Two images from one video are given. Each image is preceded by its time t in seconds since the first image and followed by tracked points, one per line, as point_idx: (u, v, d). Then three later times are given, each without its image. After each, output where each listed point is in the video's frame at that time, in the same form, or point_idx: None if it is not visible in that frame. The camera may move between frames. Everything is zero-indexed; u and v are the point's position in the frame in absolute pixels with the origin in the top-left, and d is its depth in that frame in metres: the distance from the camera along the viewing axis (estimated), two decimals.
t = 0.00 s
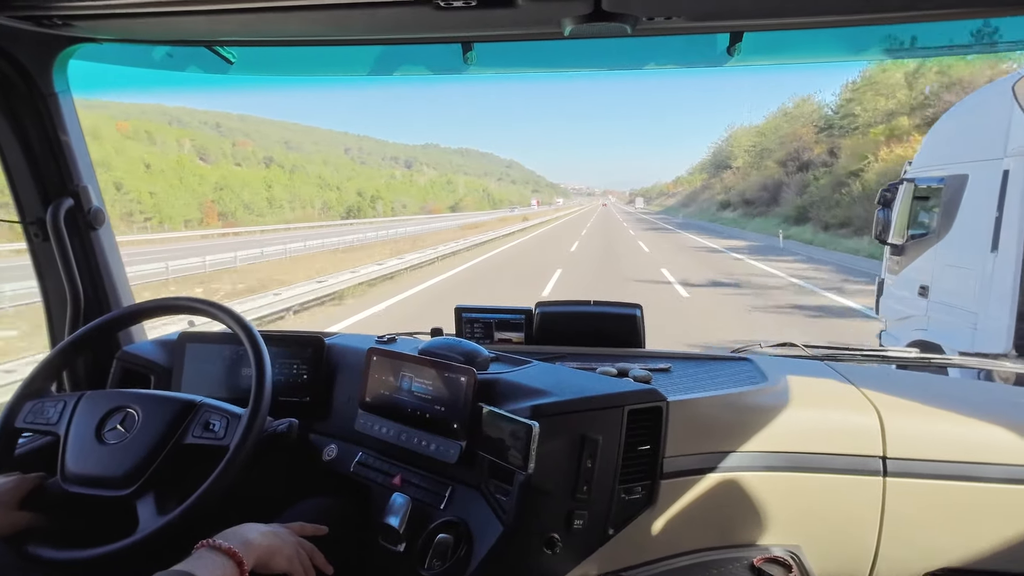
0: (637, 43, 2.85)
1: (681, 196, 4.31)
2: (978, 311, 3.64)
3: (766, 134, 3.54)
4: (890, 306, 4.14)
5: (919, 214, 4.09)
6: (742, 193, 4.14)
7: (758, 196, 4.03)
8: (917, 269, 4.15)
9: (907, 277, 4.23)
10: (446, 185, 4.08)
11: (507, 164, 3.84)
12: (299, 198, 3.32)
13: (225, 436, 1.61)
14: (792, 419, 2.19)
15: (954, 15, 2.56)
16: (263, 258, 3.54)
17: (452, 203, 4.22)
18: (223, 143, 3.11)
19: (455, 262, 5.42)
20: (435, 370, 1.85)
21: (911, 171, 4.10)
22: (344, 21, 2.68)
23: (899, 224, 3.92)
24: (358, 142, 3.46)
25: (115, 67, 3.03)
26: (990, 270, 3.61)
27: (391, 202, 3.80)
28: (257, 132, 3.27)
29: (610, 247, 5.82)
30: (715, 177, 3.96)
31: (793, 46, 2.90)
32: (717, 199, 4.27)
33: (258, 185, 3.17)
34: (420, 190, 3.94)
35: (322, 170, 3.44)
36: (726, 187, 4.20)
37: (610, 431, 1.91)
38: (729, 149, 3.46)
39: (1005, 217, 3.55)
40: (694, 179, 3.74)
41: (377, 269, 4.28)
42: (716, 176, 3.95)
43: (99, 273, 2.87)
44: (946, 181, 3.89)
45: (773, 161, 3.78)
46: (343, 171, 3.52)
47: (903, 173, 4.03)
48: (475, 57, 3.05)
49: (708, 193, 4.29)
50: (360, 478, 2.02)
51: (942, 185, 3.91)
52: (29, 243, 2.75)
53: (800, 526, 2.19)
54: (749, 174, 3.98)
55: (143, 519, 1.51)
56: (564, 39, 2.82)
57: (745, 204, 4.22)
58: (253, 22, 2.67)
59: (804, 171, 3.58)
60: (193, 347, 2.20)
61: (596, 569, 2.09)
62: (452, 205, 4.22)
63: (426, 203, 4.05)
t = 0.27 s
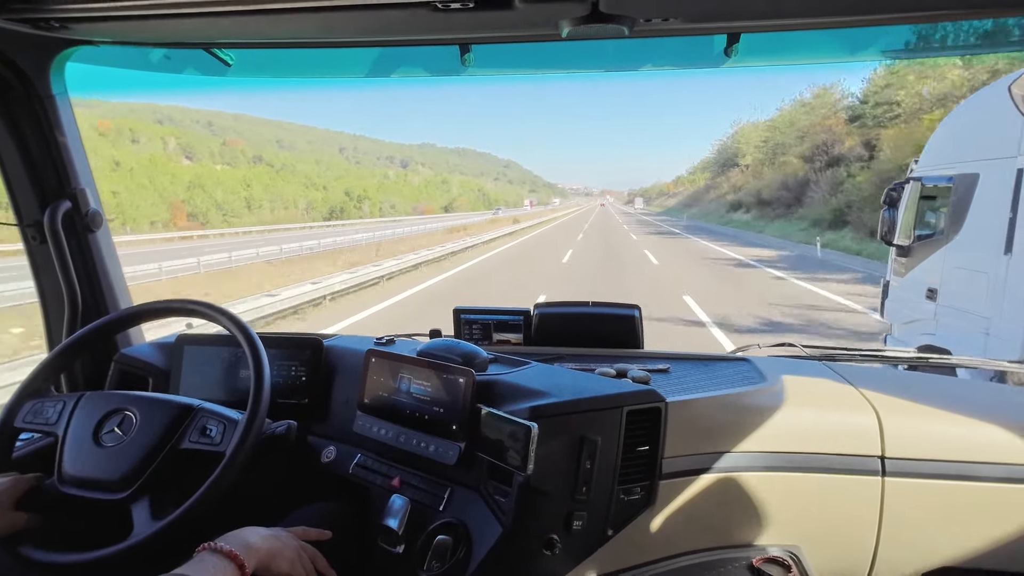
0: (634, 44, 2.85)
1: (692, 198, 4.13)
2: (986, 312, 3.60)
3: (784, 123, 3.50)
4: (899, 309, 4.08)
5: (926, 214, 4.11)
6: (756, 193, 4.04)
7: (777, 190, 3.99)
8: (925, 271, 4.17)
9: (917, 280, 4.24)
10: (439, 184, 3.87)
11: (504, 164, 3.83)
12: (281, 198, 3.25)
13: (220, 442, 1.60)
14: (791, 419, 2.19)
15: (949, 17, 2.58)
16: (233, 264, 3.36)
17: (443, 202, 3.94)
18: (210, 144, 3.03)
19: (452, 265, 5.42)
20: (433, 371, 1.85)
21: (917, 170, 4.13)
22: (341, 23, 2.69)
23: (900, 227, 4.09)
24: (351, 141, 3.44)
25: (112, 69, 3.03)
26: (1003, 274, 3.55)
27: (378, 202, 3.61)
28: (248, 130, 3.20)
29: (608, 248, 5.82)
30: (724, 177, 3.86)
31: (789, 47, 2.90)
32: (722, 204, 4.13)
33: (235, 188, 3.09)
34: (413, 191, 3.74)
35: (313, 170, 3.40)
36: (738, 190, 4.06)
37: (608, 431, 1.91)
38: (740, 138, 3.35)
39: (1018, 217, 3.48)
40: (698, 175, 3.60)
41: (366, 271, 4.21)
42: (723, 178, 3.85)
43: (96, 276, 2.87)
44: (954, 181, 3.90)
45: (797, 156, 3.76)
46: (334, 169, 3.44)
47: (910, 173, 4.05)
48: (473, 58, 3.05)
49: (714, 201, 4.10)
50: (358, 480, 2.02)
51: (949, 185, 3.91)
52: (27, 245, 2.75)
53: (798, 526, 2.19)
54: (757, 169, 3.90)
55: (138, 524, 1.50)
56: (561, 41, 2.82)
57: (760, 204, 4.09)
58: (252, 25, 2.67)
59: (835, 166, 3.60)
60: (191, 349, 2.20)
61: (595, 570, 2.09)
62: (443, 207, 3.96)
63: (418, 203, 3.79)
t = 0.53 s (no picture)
0: (633, 44, 2.85)
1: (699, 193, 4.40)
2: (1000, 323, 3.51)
3: (801, 126, 3.66)
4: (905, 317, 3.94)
5: (934, 219, 3.98)
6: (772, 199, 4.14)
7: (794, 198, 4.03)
8: (930, 277, 4.03)
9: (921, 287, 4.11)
10: (436, 186, 4.16)
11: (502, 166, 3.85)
12: (263, 197, 3.20)
13: (219, 441, 1.60)
14: (789, 419, 2.19)
15: (948, 17, 2.58)
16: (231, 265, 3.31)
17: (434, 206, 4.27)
18: (197, 140, 3.02)
19: (451, 264, 5.43)
20: (431, 371, 1.85)
21: (924, 173, 4.08)
22: (340, 22, 2.68)
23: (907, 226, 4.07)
24: (347, 142, 3.48)
25: (111, 68, 3.02)
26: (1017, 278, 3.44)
27: (365, 202, 3.75)
28: (242, 134, 3.23)
29: (606, 249, 5.83)
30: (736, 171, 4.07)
31: (788, 47, 2.91)
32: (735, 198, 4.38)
33: (208, 188, 2.97)
34: (406, 191, 3.98)
35: (305, 170, 3.44)
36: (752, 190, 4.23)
37: (607, 431, 1.91)
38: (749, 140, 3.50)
39: None
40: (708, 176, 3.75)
41: (369, 271, 4.19)
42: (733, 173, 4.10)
43: (95, 275, 2.87)
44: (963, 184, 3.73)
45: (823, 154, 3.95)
46: (330, 171, 3.54)
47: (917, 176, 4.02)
48: (473, 57, 3.05)
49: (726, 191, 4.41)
50: (357, 479, 2.02)
51: (959, 188, 3.75)
52: (25, 243, 2.74)
53: (796, 526, 2.19)
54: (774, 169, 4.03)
55: (136, 522, 1.50)
56: (560, 40, 2.82)
57: (780, 209, 4.11)
58: (250, 23, 2.67)
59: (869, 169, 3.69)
60: (190, 348, 2.20)
61: (593, 569, 2.09)
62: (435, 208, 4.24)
63: (411, 204, 4.07)
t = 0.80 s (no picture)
0: (633, 49, 2.86)
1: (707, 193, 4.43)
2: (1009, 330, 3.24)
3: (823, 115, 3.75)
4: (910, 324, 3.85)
5: (940, 223, 3.84)
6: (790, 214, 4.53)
7: (808, 202, 4.36)
8: (936, 283, 3.78)
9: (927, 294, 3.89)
10: (426, 184, 4.27)
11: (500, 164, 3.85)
12: (240, 195, 3.28)
13: (220, 437, 1.61)
14: (788, 424, 2.19)
15: (947, 24, 2.60)
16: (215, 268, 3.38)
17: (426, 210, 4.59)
18: (185, 135, 3.06)
19: (450, 268, 5.43)
20: (430, 373, 1.84)
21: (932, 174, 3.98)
22: (342, 24, 2.69)
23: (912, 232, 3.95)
24: (342, 141, 3.52)
25: (112, 68, 3.02)
26: None
27: (351, 202, 3.95)
28: (236, 129, 3.25)
29: (605, 253, 5.83)
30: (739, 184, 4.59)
31: (788, 53, 2.92)
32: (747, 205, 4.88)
33: (177, 186, 3.06)
34: (397, 190, 4.15)
35: (298, 168, 3.53)
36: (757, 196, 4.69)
37: (605, 435, 1.91)
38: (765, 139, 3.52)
39: None
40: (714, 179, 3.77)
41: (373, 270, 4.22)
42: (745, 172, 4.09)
43: (93, 275, 2.86)
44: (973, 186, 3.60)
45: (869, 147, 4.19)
46: (324, 171, 3.66)
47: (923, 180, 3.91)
48: (473, 61, 3.05)
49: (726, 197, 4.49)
50: (354, 481, 2.02)
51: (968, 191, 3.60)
52: (24, 243, 2.74)
53: (794, 533, 2.18)
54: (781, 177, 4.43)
55: (137, 521, 1.49)
56: (561, 44, 2.83)
57: (807, 212, 4.42)
58: (252, 25, 2.67)
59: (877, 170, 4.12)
60: (189, 349, 2.19)
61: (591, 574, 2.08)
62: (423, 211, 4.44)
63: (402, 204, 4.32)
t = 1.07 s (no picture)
0: (634, 46, 2.85)
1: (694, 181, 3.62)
2: (1016, 334, 3.33)
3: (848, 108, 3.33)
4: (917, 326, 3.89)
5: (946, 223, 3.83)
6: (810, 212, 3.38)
7: (841, 203, 3.26)
8: (944, 287, 3.87)
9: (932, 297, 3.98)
10: (423, 181, 3.98)
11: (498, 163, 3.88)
12: (215, 191, 2.98)
13: (220, 429, 1.62)
14: (786, 422, 2.20)
15: (946, 23, 2.61)
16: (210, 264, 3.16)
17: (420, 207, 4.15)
18: (170, 130, 2.93)
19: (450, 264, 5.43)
20: (428, 370, 1.85)
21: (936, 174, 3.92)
22: (342, 20, 2.68)
23: (917, 233, 3.86)
24: (338, 138, 3.47)
25: (110, 63, 3.02)
26: None
27: (335, 199, 3.57)
28: (229, 126, 3.16)
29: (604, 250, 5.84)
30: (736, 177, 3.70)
31: (788, 51, 2.91)
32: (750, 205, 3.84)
33: (145, 180, 2.85)
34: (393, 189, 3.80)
35: (288, 165, 3.31)
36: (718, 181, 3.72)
37: (603, 431, 1.91)
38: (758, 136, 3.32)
39: None
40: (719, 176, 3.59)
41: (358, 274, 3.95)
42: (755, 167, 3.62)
43: (92, 270, 2.86)
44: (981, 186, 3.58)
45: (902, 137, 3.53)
46: (319, 167, 3.46)
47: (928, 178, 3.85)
48: (473, 57, 3.05)
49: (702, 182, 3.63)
50: (353, 477, 2.02)
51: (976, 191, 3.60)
52: (22, 238, 2.73)
53: (791, 529, 2.20)
54: (799, 173, 3.57)
55: (139, 514, 1.49)
56: (561, 41, 2.83)
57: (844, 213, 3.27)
58: (252, 20, 2.67)
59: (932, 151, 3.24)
60: (187, 344, 2.19)
61: (588, 570, 2.09)
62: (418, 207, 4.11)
63: (393, 201, 3.86)
